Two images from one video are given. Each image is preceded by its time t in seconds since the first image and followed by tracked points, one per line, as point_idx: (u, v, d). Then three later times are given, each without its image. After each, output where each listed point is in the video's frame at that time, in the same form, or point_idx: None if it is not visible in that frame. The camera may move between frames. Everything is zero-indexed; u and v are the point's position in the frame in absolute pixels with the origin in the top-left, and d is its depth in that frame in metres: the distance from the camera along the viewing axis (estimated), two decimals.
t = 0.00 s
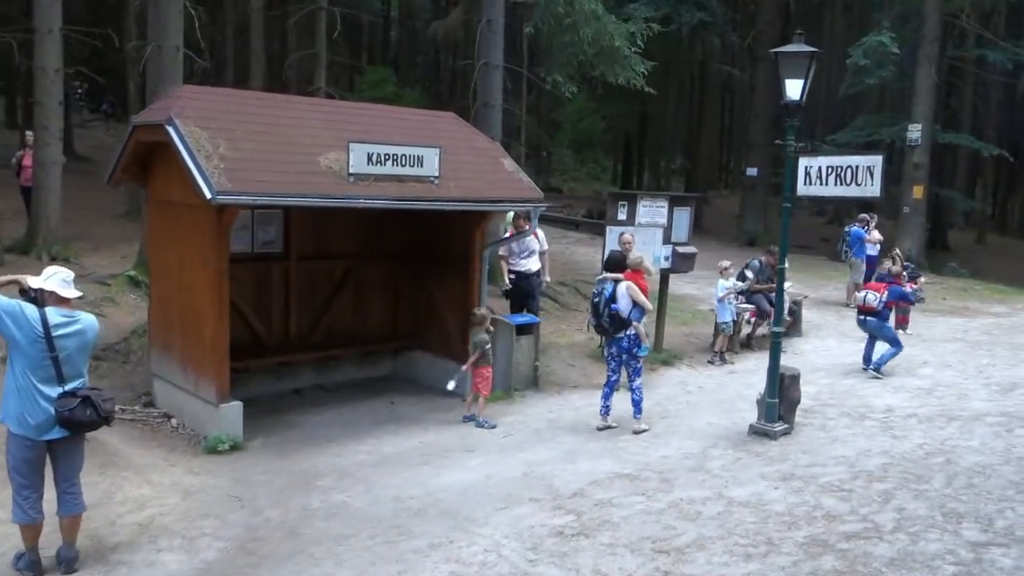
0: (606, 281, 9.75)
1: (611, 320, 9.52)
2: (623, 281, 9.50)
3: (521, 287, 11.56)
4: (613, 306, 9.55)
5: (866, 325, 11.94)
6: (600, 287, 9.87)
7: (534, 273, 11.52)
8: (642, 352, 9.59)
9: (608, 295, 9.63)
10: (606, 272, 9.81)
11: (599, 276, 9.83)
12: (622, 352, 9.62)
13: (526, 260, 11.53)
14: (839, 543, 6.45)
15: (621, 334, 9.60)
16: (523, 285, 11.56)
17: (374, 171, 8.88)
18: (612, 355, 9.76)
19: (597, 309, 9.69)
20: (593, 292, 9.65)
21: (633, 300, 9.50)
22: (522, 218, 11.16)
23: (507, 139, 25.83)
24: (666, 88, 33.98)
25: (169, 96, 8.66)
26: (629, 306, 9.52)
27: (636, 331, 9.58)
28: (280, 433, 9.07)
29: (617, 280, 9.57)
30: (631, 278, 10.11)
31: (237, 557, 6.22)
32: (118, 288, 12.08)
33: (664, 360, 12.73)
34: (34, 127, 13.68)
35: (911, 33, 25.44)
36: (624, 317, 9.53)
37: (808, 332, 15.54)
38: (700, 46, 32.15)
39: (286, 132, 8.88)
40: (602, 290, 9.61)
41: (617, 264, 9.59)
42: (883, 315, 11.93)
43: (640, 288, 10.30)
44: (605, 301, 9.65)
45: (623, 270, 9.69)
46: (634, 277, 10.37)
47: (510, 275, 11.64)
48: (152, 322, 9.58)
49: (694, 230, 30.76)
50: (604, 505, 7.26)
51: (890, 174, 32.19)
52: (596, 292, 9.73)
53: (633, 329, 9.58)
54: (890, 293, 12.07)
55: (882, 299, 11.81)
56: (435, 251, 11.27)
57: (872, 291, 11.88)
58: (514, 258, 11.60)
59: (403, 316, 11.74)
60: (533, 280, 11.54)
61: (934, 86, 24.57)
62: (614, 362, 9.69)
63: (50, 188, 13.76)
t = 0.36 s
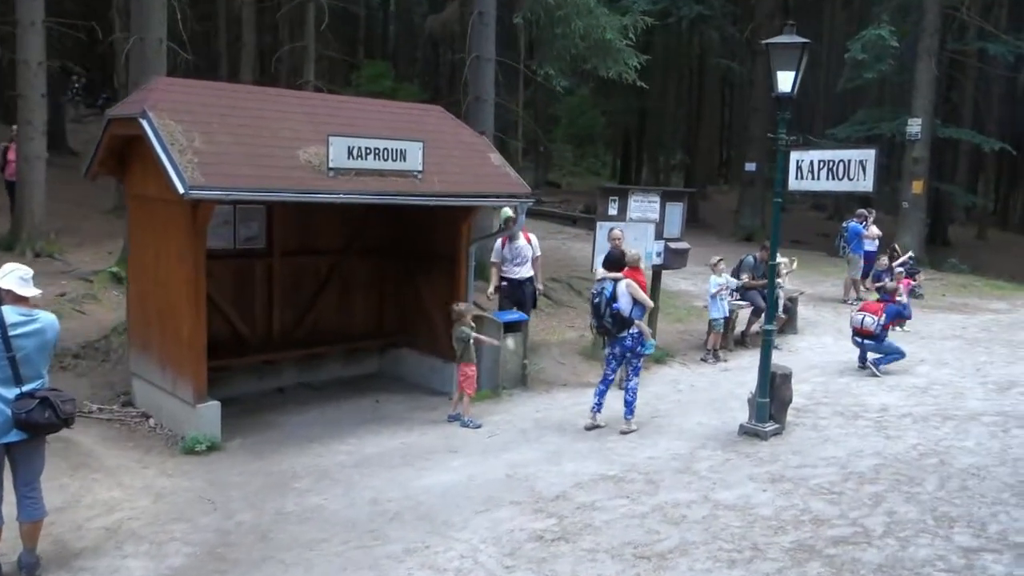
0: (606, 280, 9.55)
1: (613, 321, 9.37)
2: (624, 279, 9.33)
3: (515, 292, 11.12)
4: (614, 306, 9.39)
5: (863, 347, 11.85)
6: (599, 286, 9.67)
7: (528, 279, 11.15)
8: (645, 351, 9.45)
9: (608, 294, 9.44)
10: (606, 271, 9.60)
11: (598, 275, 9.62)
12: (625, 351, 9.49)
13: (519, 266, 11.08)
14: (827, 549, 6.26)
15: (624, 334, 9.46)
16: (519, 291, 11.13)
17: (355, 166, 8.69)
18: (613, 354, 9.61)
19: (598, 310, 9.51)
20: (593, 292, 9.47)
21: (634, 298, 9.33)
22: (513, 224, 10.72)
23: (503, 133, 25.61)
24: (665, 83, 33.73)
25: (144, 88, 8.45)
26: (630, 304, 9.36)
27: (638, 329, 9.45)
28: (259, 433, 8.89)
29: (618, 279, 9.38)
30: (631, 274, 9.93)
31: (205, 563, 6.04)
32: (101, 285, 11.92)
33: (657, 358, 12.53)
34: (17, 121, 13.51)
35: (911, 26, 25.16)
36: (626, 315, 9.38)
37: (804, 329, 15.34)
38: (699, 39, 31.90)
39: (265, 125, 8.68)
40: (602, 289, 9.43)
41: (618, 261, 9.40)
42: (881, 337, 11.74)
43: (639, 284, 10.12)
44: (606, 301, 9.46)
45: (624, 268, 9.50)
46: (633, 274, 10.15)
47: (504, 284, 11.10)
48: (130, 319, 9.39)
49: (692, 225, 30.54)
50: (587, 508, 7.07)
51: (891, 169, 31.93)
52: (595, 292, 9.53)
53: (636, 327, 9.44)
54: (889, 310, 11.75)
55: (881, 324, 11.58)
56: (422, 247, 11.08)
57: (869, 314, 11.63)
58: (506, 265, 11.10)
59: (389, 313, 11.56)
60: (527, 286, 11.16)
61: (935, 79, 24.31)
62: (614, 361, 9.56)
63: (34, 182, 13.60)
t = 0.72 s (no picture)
0: (599, 276, 9.30)
1: (605, 317, 9.12)
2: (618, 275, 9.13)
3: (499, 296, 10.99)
4: (607, 302, 9.15)
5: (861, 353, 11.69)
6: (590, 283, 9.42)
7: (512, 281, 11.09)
8: (636, 350, 9.23)
9: (601, 291, 9.19)
10: (598, 268, 9.36)
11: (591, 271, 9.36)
12: (617, 349, 9.24)
13: (502, 271, 10.94)
14: (809, 554, 6.07)
15: (615, 330, 9.24)
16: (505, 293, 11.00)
17: (333, 157, 8.47)
18: (604, 351, 9.36)
19: (590, 307, 9.24)
20: (586, 288, 9.20)
21: (627, 295, 9.15)
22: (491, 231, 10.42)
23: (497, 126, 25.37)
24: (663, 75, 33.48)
25: (117, 78, 8.24)
26: (622, 301, 9.18)
27: (630, 327, 9.25)
28: (236, 431, 8.70)
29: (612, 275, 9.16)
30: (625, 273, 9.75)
31: (168, 566, 5.87)
32: (81, 278, 11.76)
33: (646, 354, 12.34)
34: None
35: (910, 18, 24.88)
36: (618, 312, 9.17)
37: (798, 325, 15.14)
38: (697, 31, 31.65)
39: (241, 116, 8.47)
40: (595, 285, 9.17)
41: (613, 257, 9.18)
42: (878, 343, 11.56)
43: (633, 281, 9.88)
44: (598, 297, 9.20)
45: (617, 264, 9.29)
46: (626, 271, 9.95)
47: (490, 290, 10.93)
48: (106, 314, 9.20)
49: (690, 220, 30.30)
50: (565, 511, 6.88)
51: (890, 163, 31.69)
52: (587, 288, 9.26)
53: (628, 324, 9.25)
54: (884, 313, 11.44)
55: (875, 329, 11.38)
56: (406, 242, 10.88)
57: (864, 320, 11.41)
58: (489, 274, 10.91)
59: (374, 307, 11.37)
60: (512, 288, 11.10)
61: (934, 72, 24.04)
62: (605, 359, 9.35)
63: (15, 174, 13.44)
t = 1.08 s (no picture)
0: (585, 270, 8.96)
1: (592, 314, 8.81)
2: (606, 270, 8.86)
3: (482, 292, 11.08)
4: (594, 299, 8.83)
5: (854, 352, 11.43)
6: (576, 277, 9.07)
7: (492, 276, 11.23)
8: (621, 348, 9.00)
9: (588, 287, 8.85)
10: (584, 261, 9.01)
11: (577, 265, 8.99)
12: (602, 346, 8.96)
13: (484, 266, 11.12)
14: (790, 562, 5.87)
15: (601, 327, 8.95)
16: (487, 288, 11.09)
17: (310, 149, 8.25)
18: (588, 348, 9.08)
19: (576, 303, 8.91)
20: (572, 284, 8.84)
21: (614, 291, 8.90)
22: (479, 223, 10.62)
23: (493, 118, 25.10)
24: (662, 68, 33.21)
25: (88, 66, 8.01)
26: (609, 298, 8.89)
27: (616, 323, 8.97)
28: (210, 428, 8.52)
29: (599, 271, 8.86)
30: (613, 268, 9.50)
31: (126, 570, 5.69)
32: (60, 270, 11.63)
33: (636, 351, 12.13)
34: None
35: (911, 11, 24.58)
36: (605, 309, 8.87)
37: (793, 322, 14.91)
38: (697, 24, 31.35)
39: (216, 105, 8.24)
40: (581, 281, 8.82)
41: (601, 252, 8.91)
42: (873, 343, 11.30)
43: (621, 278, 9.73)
44: (584, 294, 8.86)
45: (604, 259, 8.99)
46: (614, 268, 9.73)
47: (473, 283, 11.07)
48: (80, 308, 8.99)
49: (688, 214, 30.06)
50: (541, 514, 6.67)
51: (891, 158, 31.41)
52: (574, 283, 8.91)
53: (614, 321, 8.95)
54: (880, 314, 11.15)
55: (869, 329, 11.15)
56: (390, 235, 10.66)
57: (858, 320, 11.17)
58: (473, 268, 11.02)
59: (358, 302, 11.15)
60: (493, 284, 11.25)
61: (935, 66, 23.74)
62: (591, 356, 9.07)
63: None
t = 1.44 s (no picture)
0: (568, 266, 8.82)
1: (572, 312, 8.67)
2: (589, 268, 8.65)
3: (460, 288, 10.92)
4: (575, 296, 8.69)
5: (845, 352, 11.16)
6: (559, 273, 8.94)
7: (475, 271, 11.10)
8: (602, 347, 8.85)
9: (569, 284, 8.71)
10: (567, 257, 8.87)
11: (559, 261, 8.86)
12: (583, 345, 8.82)
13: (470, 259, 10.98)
14: (766, 571, 5.67)
15: (582, 325, 8.80)
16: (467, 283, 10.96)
17: (283, 140, 8.03)
18: (568, 347, 8.95)
19: (557, 300, 8.77)
20: (554, 281, 8.70)
21: (596, 289, 8.70)
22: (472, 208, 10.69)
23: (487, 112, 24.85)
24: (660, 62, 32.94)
25: (54, 54, 7.79)
26: (591, 295, 8.73)
27: (597, 322, 8.84)
28: (180, 427, 8.32)
29: (582, 267, 8.67)
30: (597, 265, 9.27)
31: None
32: (37, 264, 11.43)
33: (623, 349, 11.92)
34: None
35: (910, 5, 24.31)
36: (586, 306, 8.72)
37: (785, 319, 14.69)
38: (694, 17, 31.07)
39: (187, 95, 8.03)
40: (563, 277, 8.68)
41: (584, 248, 8.68)
42: (865, 342, 11.04)
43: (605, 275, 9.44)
44: (566, 291, 8.73)
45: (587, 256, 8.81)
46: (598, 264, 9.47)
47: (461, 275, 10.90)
48: (49, 301, 8.81)
49: (684, 210, 29.83)
50: (513, 518, 6.47)
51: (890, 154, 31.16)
52: (555, 279, 8.77)
53: (595, 319, 8.80)
54: (872, 313, 10.89)
55: (860, 329, 10.90)
56: (372, 230, 10.46)
57: (850, 320, 10.90)
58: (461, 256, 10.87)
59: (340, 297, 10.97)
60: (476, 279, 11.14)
61: (934, 61, 23.48)
62: (569, 354, 8.94)
63: None
